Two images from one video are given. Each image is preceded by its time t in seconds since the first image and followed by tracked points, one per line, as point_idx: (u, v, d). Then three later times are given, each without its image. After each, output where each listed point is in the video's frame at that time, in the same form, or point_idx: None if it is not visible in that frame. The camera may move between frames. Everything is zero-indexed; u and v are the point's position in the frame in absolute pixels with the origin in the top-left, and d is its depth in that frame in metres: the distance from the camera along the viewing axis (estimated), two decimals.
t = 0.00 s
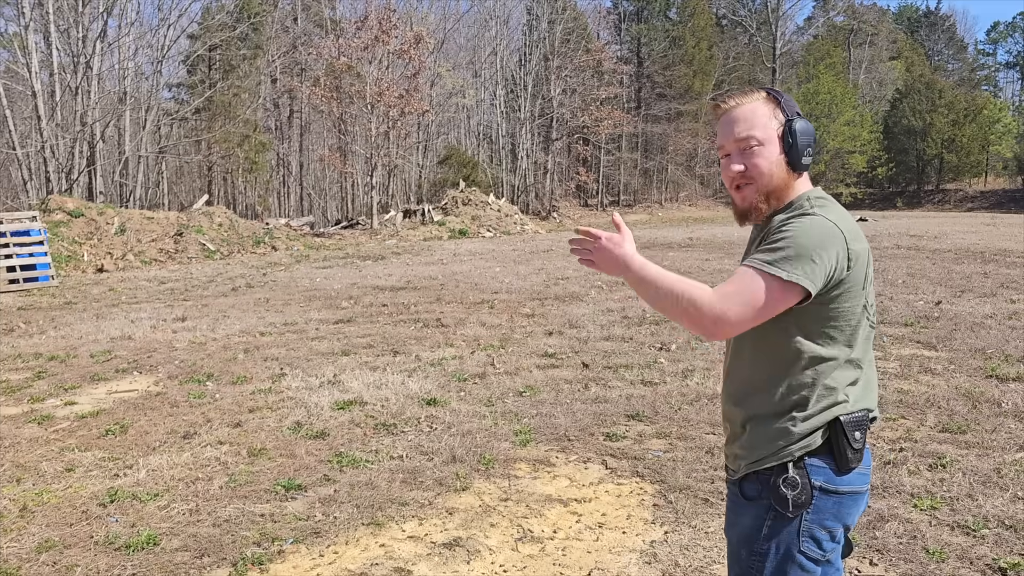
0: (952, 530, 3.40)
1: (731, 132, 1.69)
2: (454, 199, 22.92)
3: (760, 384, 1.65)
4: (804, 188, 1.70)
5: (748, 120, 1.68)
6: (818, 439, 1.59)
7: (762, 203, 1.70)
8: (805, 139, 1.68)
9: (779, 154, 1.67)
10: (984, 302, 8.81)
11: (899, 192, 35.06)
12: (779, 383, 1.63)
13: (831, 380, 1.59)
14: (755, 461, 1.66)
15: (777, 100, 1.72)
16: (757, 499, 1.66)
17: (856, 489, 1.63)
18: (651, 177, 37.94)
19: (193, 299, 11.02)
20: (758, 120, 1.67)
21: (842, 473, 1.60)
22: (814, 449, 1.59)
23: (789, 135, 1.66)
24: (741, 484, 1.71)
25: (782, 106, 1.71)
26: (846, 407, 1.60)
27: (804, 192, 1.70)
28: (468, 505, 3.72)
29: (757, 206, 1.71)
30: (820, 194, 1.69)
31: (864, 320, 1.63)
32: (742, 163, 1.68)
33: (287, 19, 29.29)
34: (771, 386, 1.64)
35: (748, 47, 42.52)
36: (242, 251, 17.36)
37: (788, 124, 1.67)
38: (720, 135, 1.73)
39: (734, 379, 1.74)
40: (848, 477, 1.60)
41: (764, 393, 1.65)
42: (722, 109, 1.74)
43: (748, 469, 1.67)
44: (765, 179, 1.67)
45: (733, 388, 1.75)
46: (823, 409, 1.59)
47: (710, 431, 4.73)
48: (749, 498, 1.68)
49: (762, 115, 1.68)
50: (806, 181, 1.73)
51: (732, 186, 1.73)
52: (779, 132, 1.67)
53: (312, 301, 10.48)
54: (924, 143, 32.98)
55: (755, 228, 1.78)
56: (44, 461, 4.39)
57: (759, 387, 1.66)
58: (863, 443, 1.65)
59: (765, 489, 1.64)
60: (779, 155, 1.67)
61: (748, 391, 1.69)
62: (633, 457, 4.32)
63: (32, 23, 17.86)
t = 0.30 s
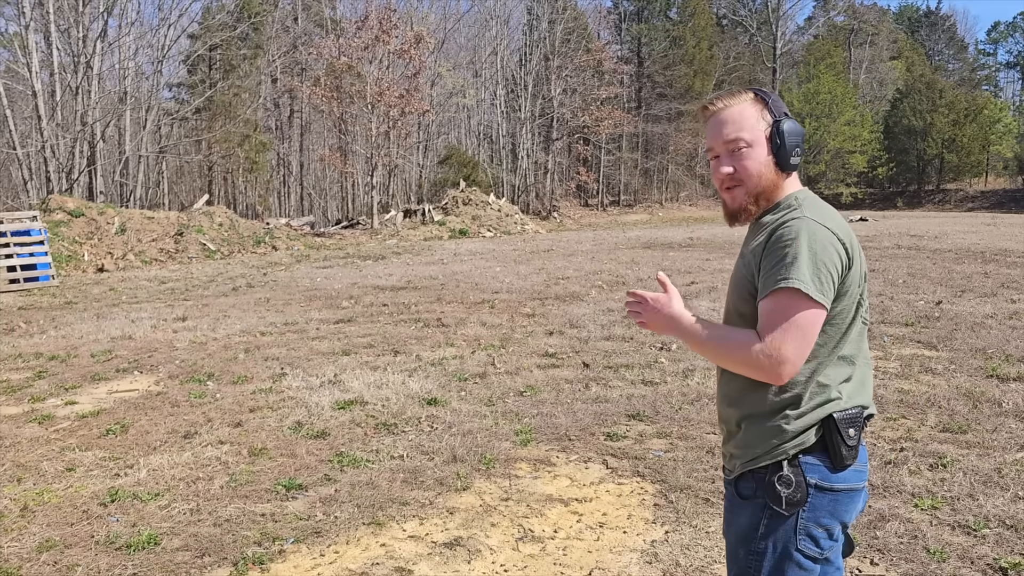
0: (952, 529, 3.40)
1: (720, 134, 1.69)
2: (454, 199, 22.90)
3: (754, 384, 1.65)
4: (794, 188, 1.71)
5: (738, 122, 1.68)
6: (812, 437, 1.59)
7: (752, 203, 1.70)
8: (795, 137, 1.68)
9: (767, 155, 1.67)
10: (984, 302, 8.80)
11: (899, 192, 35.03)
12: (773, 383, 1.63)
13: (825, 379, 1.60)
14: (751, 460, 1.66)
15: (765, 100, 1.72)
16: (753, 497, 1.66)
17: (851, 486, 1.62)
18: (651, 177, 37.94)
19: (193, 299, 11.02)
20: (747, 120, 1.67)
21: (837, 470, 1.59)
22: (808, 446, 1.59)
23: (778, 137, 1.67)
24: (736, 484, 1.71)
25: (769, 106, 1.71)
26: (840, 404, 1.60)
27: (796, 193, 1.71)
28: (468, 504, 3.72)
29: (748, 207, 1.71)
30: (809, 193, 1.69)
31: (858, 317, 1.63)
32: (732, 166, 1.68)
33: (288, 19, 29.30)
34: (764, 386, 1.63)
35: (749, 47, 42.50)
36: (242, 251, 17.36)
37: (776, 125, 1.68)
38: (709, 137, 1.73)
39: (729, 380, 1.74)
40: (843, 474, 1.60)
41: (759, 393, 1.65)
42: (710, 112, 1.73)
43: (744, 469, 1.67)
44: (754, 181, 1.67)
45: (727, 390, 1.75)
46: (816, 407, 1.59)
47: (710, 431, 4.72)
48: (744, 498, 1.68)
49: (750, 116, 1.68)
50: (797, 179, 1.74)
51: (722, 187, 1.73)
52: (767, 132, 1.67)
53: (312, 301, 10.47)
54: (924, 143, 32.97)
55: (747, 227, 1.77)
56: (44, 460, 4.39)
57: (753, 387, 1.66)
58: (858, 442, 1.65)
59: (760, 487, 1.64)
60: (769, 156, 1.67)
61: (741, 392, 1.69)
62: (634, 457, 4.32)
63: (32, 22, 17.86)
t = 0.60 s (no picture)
0: (954, 529, 3.40)
1: (719, 133, 1.69)
2: (454, 198, 22.86)
3: (756, 383, 1.64)
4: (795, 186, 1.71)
5: (737, 121, 1.68)
6: (815, 437, 1.58)
7: (754, 202, 1.70)
8: (794, 136, 1.69)
9: (768, 155, 1.67)
10: (985, 302, 8.79)
11: (900, 191, 34.98)
12: (774, 381, 1.63)
13: (827, 378, 1.60)
14: (752, 460, 1.66)
15: (766, 99, 1.72)
16: (755, 496, 1.66)
17: (853, 486, 1.63)
18: (652, 176, 37.93)
19: (194, 298, 11.02)
20: (747, 120, 1.67)
21: (839, 469, 1.59)
22: (811, 445, 1.59)
23: (777, 137, 1.67)
24: (738, 484, 1.72)
25: (769, 105, 1.71)
26: (842, 403, 1.60)
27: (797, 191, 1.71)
28: (469, 503, 3.72)
29: (748, 206, 1.71)
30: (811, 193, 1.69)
31: (861, 318, 1.63)
32: (732, 164, 1.68)
33: (288, 18, 29.31)
34: (766, 385, 1.63)
35: (749, 46, 42.45)
36: (242, 250, 17.35)
37: (776, 125, 1.68)
38: (709, 136, 1.73)
39: (731, 380, 1.74)
40: (844, 474, 1.60)
41: (760, 393, 1.65)
42: (710, 110, 1.73)
43: (746, 468, 1.67)
44: (754, 181, 1.67)
45: (729, 389, 1.75)
46: (819, 406, 1.59)
47: (711, 430, 4.72)
48: (748, 497, 1.68)
49: (749, 115, 1.68)
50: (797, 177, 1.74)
51: (723, 187, 1.73)
52: (768, 132, 1.67)
53: (312, 301, 10.46)
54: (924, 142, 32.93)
55: (749, 227, 1.78)
56: (45, 460, 4.40)
57: (755, 386, 1.66)
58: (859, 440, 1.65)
59: (763, 487, 1.64)
60: (769, 156, 1.67)
61: (743, 391, 1.69)
62: (634, 456, 4.32)
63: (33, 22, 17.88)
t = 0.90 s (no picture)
0: (953, 528, 3.41)
1: (719, 132, 1.69)
2: (455, 197, 22.86)
3: (754, 383, 1.64)
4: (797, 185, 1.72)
5: (737, 122, 1.69)
6: (812, 436, 1.59)
7: (753, 203, 1.70)
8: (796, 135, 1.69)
9: (767, 154, 1.67)
10: (986, 301, 8.79)
11: (902, 190, 34.94)
12: (772, 380, 1.63)
13: (825, 379, 1.60)
14: (750, 460, 1.66)
15: (769, 99, 1.72)
16: (754, 496, 1.66)
17: (853, 486, 1.63)
18: (653, 175, 37.92)
19: (195, 297, 11.04)
20: (746, 119, 1.67)
21: (837, 469, 1.60)
22: (808, 445, 1.59)
23: (779, 137, 1.66)
24: (736, 483, 1.72)
25: (771, 104, 1.71)
26: (840, 403, 1.60)
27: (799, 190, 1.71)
28: (469, 503, 3.72)
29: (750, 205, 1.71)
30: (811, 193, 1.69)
31: (859, 318, 1.63)
32: (732, 163, 1.68)
33: (290, 17, 29.32)
34: (763, 384, 1.64)
35: (751, 45, 42.42)
36: (244, 249, 17.36)
37: (776, 124, 1.68)
38: (708, 136, 1.73)
39: (729, 379, 1.74)
40: (843, 474, 1.60)
41: (758, 392, 1.65)
42: (710, 110, 1.74)
43: (743, 468, 1.68)
44: (754, 180, 1.68)
45: (727, 388, 1.75)
46: (816, 406, 1.59)
47: (711, 429, 4.73)
48: (746, 496, 1.68)
49: (750, 114, 1.68)
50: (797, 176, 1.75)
51: (723, 187, 1.73)
52: (767, 131, 1.67)
53: (314, 300, 10.46)
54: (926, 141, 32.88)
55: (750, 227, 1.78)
56: (47, 458, 4.41)
57: (753, 386, 1.66)
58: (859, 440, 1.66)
59: (760, 487, 1.64)
60: (769, 158, 1.67)
61: (742, 390, 1.69)
62: (635, 455, 4.32)
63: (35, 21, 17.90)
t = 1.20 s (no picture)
0: (949, 528, 3.42)
1: (716, 134, 1.71)
2: (455, 198, 22.89)
3: (746, 381, 1.66)
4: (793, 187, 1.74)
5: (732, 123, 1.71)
6: (801, 434, 1.60)
7: (747, 204, 1.72)
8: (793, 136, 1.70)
9: (762, 156, 1.69)
10: (985, 302, 8.81)
11: (902, 192, 34.96)
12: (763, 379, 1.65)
13: (815, 377, 1.61)
14: (741, 457, 1.69)
15: (765, 101, 1.74)
16: (744, 492, 1.68)
17: (842, 484, 1.64)
18: (653, 176, 37.94)
19: (195, 298, 11.06)
20: (743, 121, 1.69)
21: (826, 467, 1.61)
22: (797, 443, 1.61)
23: (773, 139, 1.68)
24: (728, 481, 1.74)
25: (768, 106, 1.72)
26: (829, 401, 1.61)
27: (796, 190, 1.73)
28: (467, 502, 3.73)
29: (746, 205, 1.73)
30: (806, 193, 1.71)
31: (851, 317, 1.64)
32: (727, 166, 1.71)
33: (290, 19, 29.38)
34: (754, 382, 1.65)
35: (751, 47, 42.47)
36: (244, 250, 17.39)
37: (771, 126, 1.69)
38: (705, 137, 1.75)
39: (723, 377, 1.77)
40: (831, 471, 1.62)
41: (750, 390, 1.67)
42: (707, 111, 1.75)
43: (734, 465, 1.70)
44: (748, 182, 1.69)
45: (721, 386, 1.78)
46: (805, 404, 1.61)
47: (709, 430, 4.74)
48: (735, 494, 1.70)
49: (747, 116, 1.69)
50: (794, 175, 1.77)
51: (717, 187, 1.75)
52: (762, 134, 1.69)
53: (314, 301, 10.49)
54: (926, 143, 32.90)
55: (744, 226, 1.79)
56: (47, 458, 4.43)
57: (745, 384, 1.69)
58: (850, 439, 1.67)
59: (750, 483, 1.67)
60: (765, 161, 1.69)
61: (735, 389, 1.71)
62: (633, 455, 4.34)
63: (36, 23, 17.92)
